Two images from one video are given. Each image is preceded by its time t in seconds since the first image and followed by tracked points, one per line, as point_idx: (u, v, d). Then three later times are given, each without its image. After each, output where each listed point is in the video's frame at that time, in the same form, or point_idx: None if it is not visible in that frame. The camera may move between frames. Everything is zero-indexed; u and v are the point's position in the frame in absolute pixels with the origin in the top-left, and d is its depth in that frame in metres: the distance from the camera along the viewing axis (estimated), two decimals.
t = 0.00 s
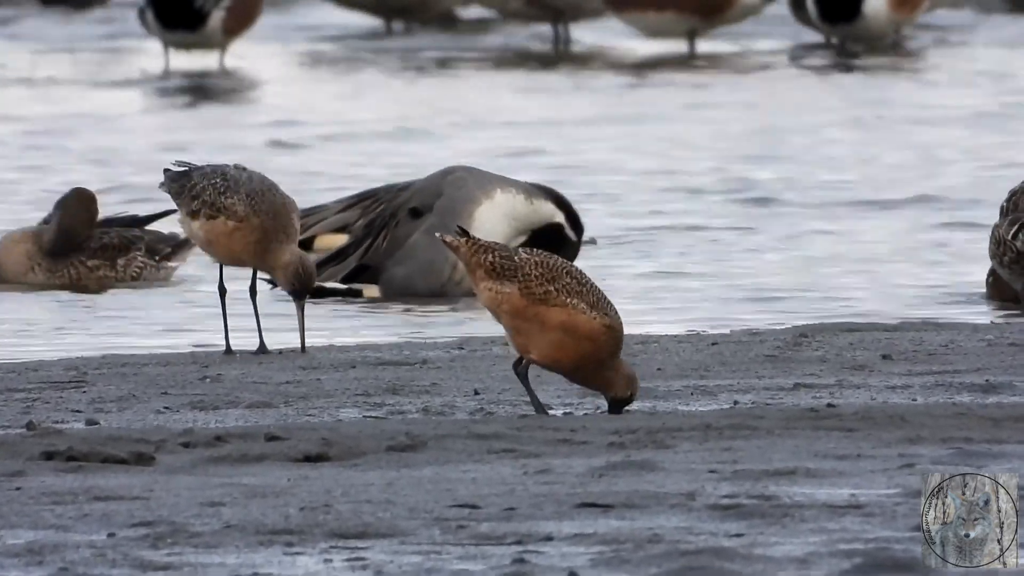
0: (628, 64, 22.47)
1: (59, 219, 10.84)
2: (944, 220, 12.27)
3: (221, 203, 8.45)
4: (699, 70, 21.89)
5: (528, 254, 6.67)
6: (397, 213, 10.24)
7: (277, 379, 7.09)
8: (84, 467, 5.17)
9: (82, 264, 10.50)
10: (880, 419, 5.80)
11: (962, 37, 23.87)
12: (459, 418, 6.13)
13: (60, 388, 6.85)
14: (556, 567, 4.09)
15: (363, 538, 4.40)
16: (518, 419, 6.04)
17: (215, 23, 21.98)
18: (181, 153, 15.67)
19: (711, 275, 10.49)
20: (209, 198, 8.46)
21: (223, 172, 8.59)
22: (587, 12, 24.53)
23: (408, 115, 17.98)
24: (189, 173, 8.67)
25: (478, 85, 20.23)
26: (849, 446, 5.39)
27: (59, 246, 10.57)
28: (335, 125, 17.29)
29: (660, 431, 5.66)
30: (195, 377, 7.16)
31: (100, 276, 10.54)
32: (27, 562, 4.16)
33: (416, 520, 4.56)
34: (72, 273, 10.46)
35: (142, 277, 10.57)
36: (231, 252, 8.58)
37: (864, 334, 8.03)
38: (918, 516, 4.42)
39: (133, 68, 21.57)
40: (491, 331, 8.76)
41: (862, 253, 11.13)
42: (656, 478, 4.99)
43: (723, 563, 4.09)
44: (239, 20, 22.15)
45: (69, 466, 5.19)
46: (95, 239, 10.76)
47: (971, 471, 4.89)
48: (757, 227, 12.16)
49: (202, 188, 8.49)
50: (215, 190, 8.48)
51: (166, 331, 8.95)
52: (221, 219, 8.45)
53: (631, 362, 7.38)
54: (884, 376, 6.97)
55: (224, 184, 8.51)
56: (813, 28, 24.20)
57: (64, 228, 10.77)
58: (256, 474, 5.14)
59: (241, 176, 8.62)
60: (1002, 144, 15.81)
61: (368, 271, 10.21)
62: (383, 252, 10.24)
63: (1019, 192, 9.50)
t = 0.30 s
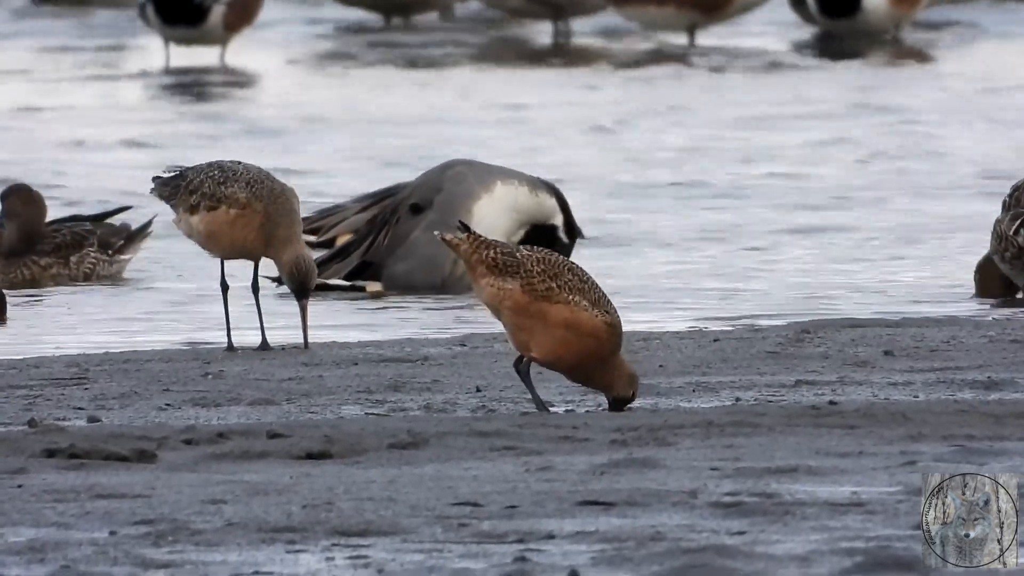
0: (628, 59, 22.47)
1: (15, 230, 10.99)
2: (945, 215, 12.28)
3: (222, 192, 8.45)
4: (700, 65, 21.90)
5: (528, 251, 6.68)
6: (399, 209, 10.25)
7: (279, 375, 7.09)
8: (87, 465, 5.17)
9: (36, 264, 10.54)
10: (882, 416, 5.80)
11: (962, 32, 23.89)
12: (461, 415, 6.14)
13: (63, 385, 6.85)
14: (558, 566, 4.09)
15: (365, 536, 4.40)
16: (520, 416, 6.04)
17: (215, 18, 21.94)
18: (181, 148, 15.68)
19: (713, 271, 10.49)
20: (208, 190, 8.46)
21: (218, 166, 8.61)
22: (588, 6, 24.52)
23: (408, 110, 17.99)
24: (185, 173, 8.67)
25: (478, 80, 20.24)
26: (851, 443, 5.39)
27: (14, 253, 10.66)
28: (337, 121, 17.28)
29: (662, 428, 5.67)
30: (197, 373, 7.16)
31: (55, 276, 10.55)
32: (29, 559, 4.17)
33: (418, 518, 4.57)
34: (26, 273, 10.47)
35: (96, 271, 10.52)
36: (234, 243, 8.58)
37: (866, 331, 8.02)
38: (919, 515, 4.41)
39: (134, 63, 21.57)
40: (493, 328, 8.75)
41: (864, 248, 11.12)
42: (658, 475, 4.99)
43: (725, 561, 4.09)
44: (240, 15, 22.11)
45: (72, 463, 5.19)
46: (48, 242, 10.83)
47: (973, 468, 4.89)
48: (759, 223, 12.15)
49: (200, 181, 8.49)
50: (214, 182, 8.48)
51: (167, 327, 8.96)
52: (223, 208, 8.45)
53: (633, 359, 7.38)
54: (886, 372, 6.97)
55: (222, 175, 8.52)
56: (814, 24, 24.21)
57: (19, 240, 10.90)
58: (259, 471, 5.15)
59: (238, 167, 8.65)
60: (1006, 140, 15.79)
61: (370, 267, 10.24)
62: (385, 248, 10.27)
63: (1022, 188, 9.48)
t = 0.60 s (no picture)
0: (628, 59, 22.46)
1: None
2: (944, 216, 12.28)
3: (231, 196, 8.49)
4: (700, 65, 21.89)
5: (525, 252, 6.70)
6: (398, 211, 10.22)
7: (279, 376, 7.09)
8: (87, 466, 5.18)
9: None
10: (882, 417, 5.80)
11: (962, 33, 23.85)
12: (461, 416, 6.14)
13: (63, 385, 6.86)
14: (558, 567, 4.10)
15: (365, 537, 4.41)
16: (520, 417, 6.04)
17: (217, 19, 21.99)
18: (181, 149, 15.68)
19: (713, 271, 10.49)
20: (219, 193, 8.52)
21: (233, 170, 8.68)
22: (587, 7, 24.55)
23: (408, 111, 17.97)
24: (201, 174, 8.78)
25: (478, 81, 20.22)
26: (850, 443, 5.40)
27: None
28: (337, 121, 17.27)
29: (661, 429, 5.67)
30: (197, 374, 7.17)
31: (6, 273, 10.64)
32: (29, 561, 4.17)
33: (418, 518, 4.57)
34: None
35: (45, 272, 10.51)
36: (242, 249, 8.55)
37: (866, 332, 8.02)
38: (918, 515, 4.42)
39: (135, 64, 21.58)
40: (492, 329, 8.76)
41: (863, 250, 11.11)
42: (658, 476, 5.00)
43: (725, 562, 4.09)
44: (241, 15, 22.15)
45: (72, 465, 5.20)
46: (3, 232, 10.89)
47: (974, 469, 4.90)
48: (759, 224, 12.15)
49: (212, 184, 8.58)
50: (224, 185, 8.54)
51: (167, 328, 8.96)
52: (230, 211, 8.46)
53: (633, 360, 7.38)
54: (885, 373, 6.97)
55: (233, 179, 8.58)
56: (814, 24, 24.19)
57: None
58: (259, 472, 5.15)
59: (251, 172, 8.67)
60: (1006, 141, 15.77)
61: (370, 269, 10.27)
62: (385, 251, 10.28)
63: None
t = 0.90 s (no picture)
0: (630, 61, 22.48)
1: None
2: (946, 218, 12.28)
3: (243, 204, 8.48)
4: (701, 67, 21.90)
5: (524, 253, 6.69)
6: (400, 214, 10.28)
7: (281, 379, 7.09)
8: (88, 468, 5.17)
9: None
10: (884, 419, 5.79)
11: (962, 36, 23.87)
12: (463, 419, 6.14)
13: (64, 388, 6.85)
14: (560, 568, 4.09)
15: (366, 539, 4.40)
16: (521, 420, 6.04)
17: (218, 21, 21.94)
18: (182, 150, 15.68)
19: (713, 274, 10.49)
20: (232, 198, 8.52)
21: (251, 175, 8.63)
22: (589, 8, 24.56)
23: (409, 112, 17.98)
24: (221, 172, 8.74)
25: (479, 83, 20.21)
26: (851, 446, 5.39)
27: None
28: (338, 123, 17.27)
29: (663, 432, 5.67)
30: (198, 376, 7.16)
31: None
32: (31, 563, 4.16)
33: (419, 521, 4.56)
34: None
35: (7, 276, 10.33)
36: (250, 257, 8.57)
37: (868, 334, 8.02)
38: (920, 517, 4.42)
39: (136, 66, 21.57)
40: (495, 331, 8.75)
41: (866, 252, 11.11)
42: (660, 478, 4.99)
43: (727, 564, 4.09)
44: (243, 17, 22.11)
45: (73, 467, 5.19)
46: None
47: (975, 471, 4.90)
48: (761, 226, 12.14)
49: (228, 187, 8.57)
50: (239, 191, 8.53)
51: (168, 331, 8.96)
52: (241, 220, 8.46)
53: (635, 363, 7.38)
54: (887, 376, 6.96)
55: (249, 186, 8.55)
56: (815, 27, 24.19)
57: None
58: (260, 475, 5.14)
59: (267, 180, 8.62)
60: (1007, 143, 15.76)
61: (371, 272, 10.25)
62: (386, 254, 10.27)
63: None
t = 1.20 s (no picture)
0: (629, 61, 22.51)
1: None
2: (945, 217, 12.30)
3: (245, 203, 8.47)
4: (701, 67, 21.94)
5: (530, 256, 6.68)
6: (400, 212, 10.27)
7: (278, 378, 7.09)
8: (86, 468, 5.17)
9: None
10: (881, 419, 5.79)
11: (959, 36, 23.92)
12: (460, 418, 6.14)
13: (62, 388, 6.85)
14: (558, 568, 4.10)
15: (364, 539, 4.40)
16: (519, 419, 6.04)
17: (216, 22, 21.93)
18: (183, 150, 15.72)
19: (711, 273, 10.50)
20: (232, 198, 8.49)
21: (247, 174, 8.62)
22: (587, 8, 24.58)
23: (409, 112, 18.01)
24: (214, 174, 8.69)
25: (478, 83, 20.23)
26: (850, 446, 5.39)
27: None
28: (336, 123, 17.29)
29: (661, 431, 5.67)
30: (196, 376, 7.16)
31: None
32: (29, 563, 4.17)
33: (417, 521, 4.56)
34: None
35: None
36: (251, 254, 8.58)
37: (865, 335, 8.02)
38: (919, 517, 4.42)
39: (134, 66, 21.59)
40: (492, 331, 8.75)
41: (863, 252, 11.11)
42: (658, 478, 4.99)
43: (725, 564, 4.09)
44: (240, 17, 22.10)
45: (71, 467, 5.19)
46: None
47: (974, 470, 4.90)
48: (759, 226, 12.15)
49: (226, 187, 8.53)
50: (239, 190, 8.51)
51: (166, 330, 8.96)
52: (244, 219, 8.46)
53: (632, 363, 7.38)
54: (885, 375, 6.96)
55: (248, 186, 8.53)
56: (813, 27, 24.22)
57: None
58: (258, 475, 5.15)
59: (265, 179, 8.63)
60: (1004, 143, 15.79)
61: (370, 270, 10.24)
62: (385, 252, 10.28)
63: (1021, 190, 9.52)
